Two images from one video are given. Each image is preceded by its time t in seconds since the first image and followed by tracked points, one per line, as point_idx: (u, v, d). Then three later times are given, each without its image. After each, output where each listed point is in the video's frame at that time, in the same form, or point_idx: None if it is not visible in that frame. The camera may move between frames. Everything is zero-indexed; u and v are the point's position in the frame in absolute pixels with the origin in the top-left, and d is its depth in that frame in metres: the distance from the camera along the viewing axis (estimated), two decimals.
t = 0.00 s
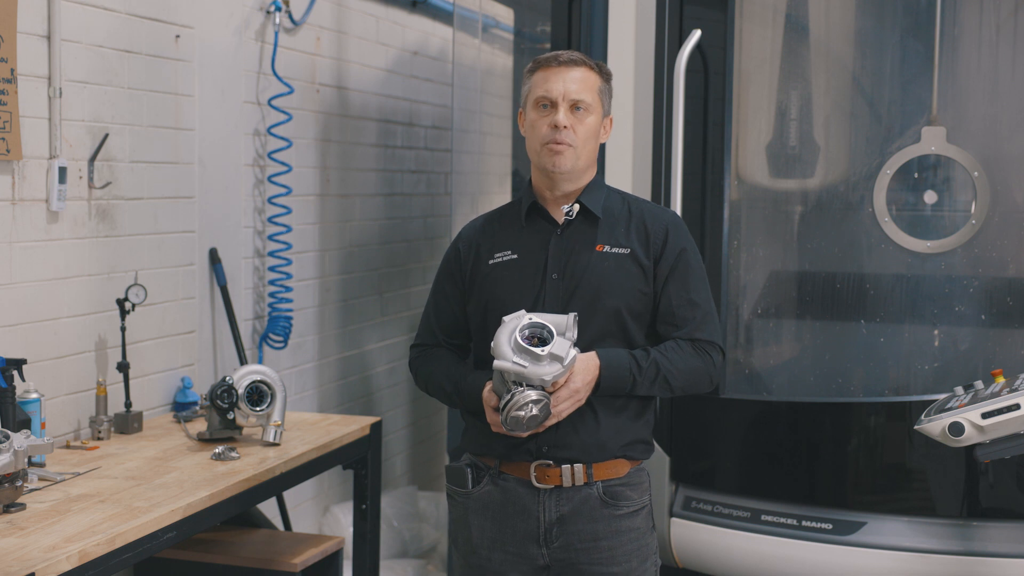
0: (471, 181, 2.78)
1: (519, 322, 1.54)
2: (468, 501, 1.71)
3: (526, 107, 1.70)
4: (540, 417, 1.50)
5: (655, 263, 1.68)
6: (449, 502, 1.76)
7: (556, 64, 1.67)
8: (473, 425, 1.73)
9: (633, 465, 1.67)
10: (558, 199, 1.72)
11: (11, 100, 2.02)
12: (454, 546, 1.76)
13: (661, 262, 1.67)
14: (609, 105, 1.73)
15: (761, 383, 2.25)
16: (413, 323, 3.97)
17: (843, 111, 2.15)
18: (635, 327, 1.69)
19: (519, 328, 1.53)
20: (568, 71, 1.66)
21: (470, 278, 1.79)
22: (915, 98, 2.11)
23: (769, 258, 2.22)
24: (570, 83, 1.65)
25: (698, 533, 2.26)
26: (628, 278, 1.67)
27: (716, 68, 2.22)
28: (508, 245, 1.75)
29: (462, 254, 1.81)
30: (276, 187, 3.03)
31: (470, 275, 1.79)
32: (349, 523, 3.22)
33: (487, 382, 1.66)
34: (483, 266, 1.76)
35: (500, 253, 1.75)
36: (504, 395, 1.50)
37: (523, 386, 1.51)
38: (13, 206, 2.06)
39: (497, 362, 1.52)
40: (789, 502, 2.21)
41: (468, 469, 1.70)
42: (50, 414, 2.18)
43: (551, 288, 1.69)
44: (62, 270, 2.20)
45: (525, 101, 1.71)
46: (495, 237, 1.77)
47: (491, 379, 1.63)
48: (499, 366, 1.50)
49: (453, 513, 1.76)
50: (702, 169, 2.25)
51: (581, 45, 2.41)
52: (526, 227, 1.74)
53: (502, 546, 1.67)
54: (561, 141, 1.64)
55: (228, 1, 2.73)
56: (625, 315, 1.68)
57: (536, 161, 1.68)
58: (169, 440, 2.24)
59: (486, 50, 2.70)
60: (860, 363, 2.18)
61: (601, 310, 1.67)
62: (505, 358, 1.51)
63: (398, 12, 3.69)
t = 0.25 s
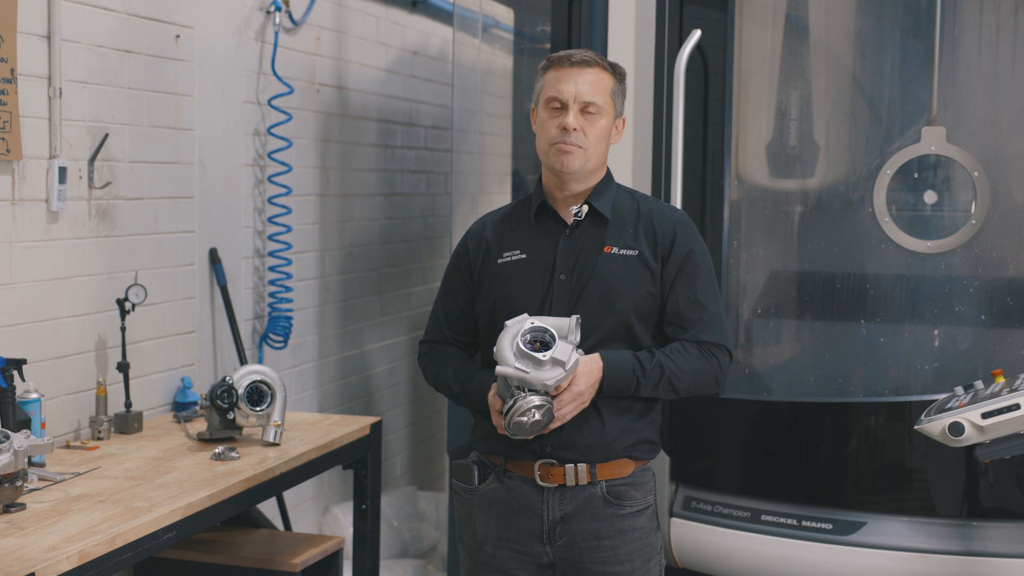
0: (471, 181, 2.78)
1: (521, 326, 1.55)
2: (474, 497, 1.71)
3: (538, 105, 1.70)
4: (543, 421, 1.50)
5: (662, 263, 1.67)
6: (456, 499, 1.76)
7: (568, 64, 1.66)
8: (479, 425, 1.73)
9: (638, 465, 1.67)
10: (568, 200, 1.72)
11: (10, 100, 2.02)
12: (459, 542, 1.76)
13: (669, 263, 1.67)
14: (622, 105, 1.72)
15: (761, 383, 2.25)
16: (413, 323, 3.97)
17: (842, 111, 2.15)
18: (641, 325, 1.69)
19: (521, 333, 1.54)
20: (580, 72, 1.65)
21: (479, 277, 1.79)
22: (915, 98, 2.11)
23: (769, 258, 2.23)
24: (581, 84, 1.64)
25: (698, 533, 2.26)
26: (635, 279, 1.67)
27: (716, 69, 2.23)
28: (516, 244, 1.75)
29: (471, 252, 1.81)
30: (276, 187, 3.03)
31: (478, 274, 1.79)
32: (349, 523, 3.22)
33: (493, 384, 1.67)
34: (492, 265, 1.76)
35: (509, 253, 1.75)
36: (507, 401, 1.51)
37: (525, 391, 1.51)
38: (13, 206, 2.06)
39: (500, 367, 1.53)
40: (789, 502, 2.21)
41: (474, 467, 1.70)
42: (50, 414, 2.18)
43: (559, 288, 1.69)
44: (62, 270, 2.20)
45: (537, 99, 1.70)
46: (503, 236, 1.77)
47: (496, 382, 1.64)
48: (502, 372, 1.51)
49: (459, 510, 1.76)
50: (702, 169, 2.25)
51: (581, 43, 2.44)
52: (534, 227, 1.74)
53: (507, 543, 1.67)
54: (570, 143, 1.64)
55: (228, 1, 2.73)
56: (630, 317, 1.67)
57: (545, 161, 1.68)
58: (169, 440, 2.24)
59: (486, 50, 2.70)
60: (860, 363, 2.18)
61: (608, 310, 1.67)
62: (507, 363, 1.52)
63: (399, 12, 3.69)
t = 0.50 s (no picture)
0: (471, 181, 2.78)
1: (520, 324, 1.55)
2: (477, 496, 1.72)
3: (545, 108, 1.70)
4: (539, 419, 1.51)
5: (668, 266, 1.67)
6: (460, 497, 1.77)
7: (574, 66, 1.66)
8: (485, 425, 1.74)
9: (640, 466, 1.66)
10: (577, 201, 1.72)
11: (11, 100, 2.02)
12: (461, 541, 1.77)
13: (674, 266, 1.66)
14: (630, 106, 1.71)
15: (761, 383, 2.25)
16: (413, 323, 3.97)
17: (842, 111, 2.15)
18: (642, 329, 1.68)
19: (520, 331, 1.55)
20: (585, 74, 1.64)
21: (486, 276, 1.80)
22: (915, 98, 2.11)
23: (769, 258, 2.23)
24: (586, 87, 1.64)
25: (698, 533, 2.26)
26: (640, 282, 1.66)
27: (716, 68, 2.23)
28: (523, 243, 1.75)
29: (479, 250, 1.81)
30: (276, 187, 3.03)
31: (486, 272, 1.79)
32: (349, 523, 3.22)
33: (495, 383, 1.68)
34: (499, 264, 1.77)
35: (516, 252, 1.75)
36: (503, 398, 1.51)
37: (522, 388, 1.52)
38: (13, 206, 2.06)
39: (498, 363, 1.53)
40: (789, 502, 2.22)
41: (477, 466, 1.70)
42: (50, 414, 2.18)
43: (563, 289, 1.69)
44: (62, 270, 2.20)
45: (544, 102, 1.71)
46: (510, 235, 1.77)
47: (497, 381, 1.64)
48: (498, 369, 1.52)
49: (462, 508, 1.77)
50: (702, 169, 2.25)
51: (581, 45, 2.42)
52: (542, 227, 1.74)
53: (507, 541, 1.67)
54: (576, 146, 1.63)
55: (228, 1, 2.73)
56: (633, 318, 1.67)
57: (552, 164, 1.68)
58: (169, 440, 2.24)
59: (486, 50, 2.70)
60: (860, 363, 2.18)
61: (612, 312, 1.67)
62: (504, 360, 1.52)
63: (398, 12, 3.69)
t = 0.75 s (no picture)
0: (471, 181, 2.78)
1: (516, 322, 1.56)
2: (475, 495, 1.72)
3: (552, 109, 1.70)
4: (532, 417, 1.51)
5: (670, 268, 1.66)
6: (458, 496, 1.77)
7: (582, 68, 1.66)
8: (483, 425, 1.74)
9: (637, 469, 1.66)
10: (581, 202, 1.73)
11: (11, 100, 2.02)
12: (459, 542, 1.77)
13: (675, 269, 1.66)
14: (637, 108, 1.72)
15: (761, 383, 2.25)
16: (413, 323, 3.97)
17: (842, 111, 2.15)
18: (639, 333, 1.68)
19: (516, 328, 1.55)
20: (592, 77, 1.64)
21: (490, 275, 1.80)
22: (915, 98, 2.11)
23: (769, 257, 2.23)
24: (593, 90, 1.64)
25: (698, 533, 2.26)
26: (641, 283, 1.66)
27: (716, 69, 2.23)
28: (526, 242, 1.75)
29: (484, 249, 1.81)
30: (276, 187, 3.03)
31: (490, 270, 1.80)
32: (349, 523, 3.22)
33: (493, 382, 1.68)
34: (503, 262, 1.77)
35: (520, 251, 1.75)
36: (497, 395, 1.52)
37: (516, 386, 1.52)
38: (13, 206, 2.06)
39: (493, 360, 1.54)
40: (789, 502, 2.21)
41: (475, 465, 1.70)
42: (50, 414, 2.18)
43: (564, 289, 1.69)
44: (62, 270, 2.20)
45: (551, 102, 1.71)
46: (515, 234, 1.78)
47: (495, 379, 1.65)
48: (493, 366, 1.52)
49: (461, 508, 1.77)
50: (702, 169, 2.25)
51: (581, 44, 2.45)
52: (545, 226, 1.75)
53: (504, 542, 1.67)
54: (581, 149, 1.64)
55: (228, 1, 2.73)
56: (632, 319, 1.67)
57: (557, 165, 1.69)
58: (169, 440, 2.24)
59: (486, 51, 2.70)
60: (860, 363, 2.18)
61: (612, 313, 1.67)
62: (499, 357, 1.53)
63: (399, 12, 3.69)
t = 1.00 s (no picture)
0: (471, 181, 2.78)
1: (516, 317, 1.56)
2: (471, 499, 1.72)
3: (562, 102, 1.70)
4: (529, 411, 1.51)
5: (670, 270, 1.66)
6: (454, 500, 1.76)
7: (596, 63, 1.67)
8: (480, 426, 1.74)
9: (635, 470, 1.66)
10: (582, 199, 1.72)
11: (11, 100, 2.02)
12: (457, 544, 1.77)
13: (675, 270, 1.66)
14: (645, 111, 1.73)
15: (761, 383, 2.25)
16: (413, 323, 3.97)
17: (842, 111, 2.15)
18: (638, 334, 1.68)
19: (516, 323, 1.55)
20: (607, 72, 1.65)
21: (489, 275, 1.80)
22: (915, 98, 2.11)
23: (769, 258, 2.23)
24: (607, 84, 1.65)
25: (698, 533, 2.25)
26: (642, 284, 1.66)
27: (716, 68, 2.23)
28: (526, 242, 1.75)
29: (482, 249, 1.81)
30: (276, 187, 3.03)
31: (489, 270, 1.80)
32: (349, 523, 3.22)
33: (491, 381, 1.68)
34: (502, 263, 1.77)
35: (519, 250, 1.75)
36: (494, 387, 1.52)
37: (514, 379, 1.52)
38: (13, 206, 2.06)
39: (491, 354, 1.54)
40: (789, 502, 2.22)
41: (471, 468, 1.70)
42: (50, 414, 2.18)
43: (564, 288, 1.70)
44: (62, 270, 2.20)
45: (562, 96, 1.71)
46: (515, 234, 1.78)
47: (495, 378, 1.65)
48: (491, 358, 1.52)
49: (457, 512, 1.77)
50: (702, 169, 2.26)
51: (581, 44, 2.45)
52: (546, 226, 1.75)
53: (502, 545, 1.67)
54: (591, 141, 1.64)
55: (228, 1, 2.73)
56: (631, 320, 1.67)
57: (564, 158, 1.68)
58: (169, 440, 2.24)
59: (486, 50, 2.70)
60: (860, 363, 2.18)
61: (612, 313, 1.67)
62: (498, 350, 1.53)
63: (398, 12, 3.69)
